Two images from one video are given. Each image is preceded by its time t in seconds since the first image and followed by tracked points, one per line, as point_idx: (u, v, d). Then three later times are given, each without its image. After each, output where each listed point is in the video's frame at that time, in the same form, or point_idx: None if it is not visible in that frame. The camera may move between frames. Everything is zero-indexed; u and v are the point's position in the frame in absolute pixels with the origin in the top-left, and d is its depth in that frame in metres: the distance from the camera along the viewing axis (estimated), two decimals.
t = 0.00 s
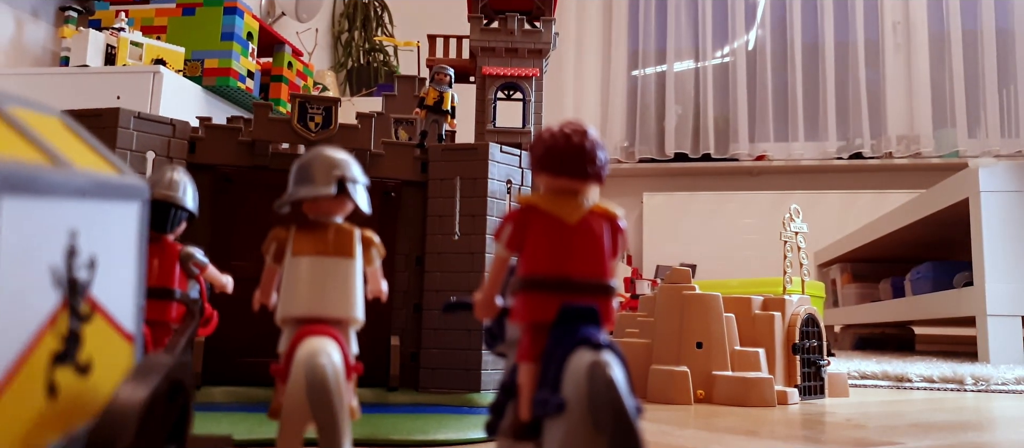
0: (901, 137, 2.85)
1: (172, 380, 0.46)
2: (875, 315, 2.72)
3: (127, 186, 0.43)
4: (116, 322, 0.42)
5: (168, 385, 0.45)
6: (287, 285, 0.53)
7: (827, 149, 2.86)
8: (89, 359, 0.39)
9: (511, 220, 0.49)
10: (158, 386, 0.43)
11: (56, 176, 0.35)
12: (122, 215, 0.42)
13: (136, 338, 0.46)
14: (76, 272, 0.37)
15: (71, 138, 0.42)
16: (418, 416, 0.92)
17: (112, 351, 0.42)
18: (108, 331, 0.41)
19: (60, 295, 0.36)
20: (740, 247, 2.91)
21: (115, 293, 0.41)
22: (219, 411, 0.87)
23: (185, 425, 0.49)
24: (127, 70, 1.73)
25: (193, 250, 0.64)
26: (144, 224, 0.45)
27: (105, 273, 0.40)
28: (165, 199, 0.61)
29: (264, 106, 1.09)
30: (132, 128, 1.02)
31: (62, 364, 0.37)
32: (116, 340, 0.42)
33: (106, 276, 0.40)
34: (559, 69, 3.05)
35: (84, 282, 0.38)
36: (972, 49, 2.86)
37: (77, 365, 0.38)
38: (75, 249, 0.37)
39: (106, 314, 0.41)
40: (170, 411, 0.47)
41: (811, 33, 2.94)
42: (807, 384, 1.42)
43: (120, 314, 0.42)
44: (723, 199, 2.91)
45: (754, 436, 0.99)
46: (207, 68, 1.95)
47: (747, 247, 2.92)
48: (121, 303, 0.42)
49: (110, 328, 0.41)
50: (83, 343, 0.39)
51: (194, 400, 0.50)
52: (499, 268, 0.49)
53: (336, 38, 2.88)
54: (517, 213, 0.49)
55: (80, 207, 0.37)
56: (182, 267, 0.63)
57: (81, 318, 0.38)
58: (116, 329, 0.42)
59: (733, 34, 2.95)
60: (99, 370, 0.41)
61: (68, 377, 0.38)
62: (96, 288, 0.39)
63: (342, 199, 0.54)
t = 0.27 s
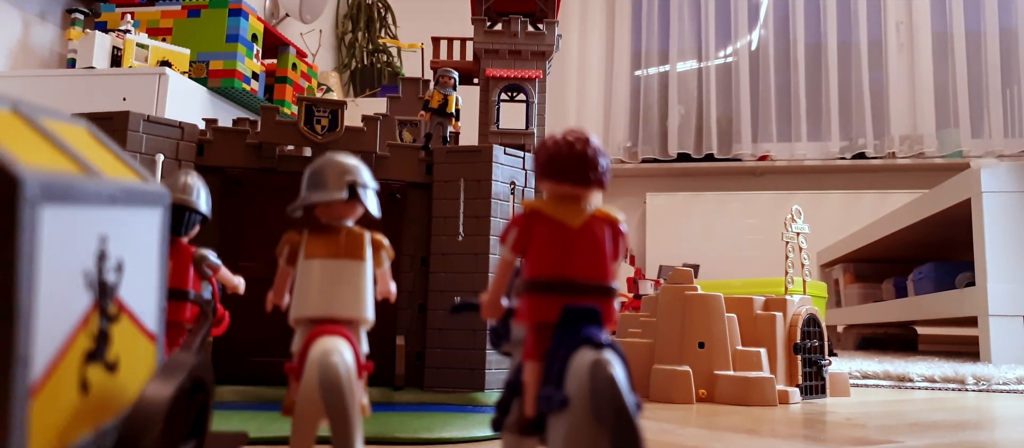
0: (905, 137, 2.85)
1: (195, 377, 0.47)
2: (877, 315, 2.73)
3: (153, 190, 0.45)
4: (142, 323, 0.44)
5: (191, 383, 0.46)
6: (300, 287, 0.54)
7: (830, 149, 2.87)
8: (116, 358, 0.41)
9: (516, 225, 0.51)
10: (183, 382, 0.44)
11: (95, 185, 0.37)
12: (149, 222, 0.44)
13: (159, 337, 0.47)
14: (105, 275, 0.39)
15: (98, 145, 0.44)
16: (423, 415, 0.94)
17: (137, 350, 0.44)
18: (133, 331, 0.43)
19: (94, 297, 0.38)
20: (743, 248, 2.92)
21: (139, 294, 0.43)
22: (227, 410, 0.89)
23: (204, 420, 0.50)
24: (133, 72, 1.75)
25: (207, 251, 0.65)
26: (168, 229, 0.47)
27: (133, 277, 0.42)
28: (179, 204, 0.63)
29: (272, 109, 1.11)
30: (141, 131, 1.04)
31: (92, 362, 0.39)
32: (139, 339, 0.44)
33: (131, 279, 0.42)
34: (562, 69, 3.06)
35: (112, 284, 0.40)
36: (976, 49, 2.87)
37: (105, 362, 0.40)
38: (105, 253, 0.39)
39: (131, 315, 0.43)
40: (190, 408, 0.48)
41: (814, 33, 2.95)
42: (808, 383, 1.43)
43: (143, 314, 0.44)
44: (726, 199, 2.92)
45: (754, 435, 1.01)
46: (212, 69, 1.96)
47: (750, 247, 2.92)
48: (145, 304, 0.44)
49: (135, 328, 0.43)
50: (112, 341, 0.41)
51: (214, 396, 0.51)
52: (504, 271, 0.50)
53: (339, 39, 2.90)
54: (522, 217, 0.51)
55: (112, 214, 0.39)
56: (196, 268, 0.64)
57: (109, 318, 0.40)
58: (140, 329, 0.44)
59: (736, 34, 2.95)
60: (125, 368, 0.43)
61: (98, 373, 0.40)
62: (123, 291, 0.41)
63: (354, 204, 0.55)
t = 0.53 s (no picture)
0: (911, 127, 2.86)
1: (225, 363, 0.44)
2: (875, 304, 2.76)
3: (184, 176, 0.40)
4: (175, 311, 0.41)
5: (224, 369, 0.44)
6: (318, 277, 0.55)
7: (836, 137, 2.88)
8: (154, 344, 0.38)
9: (526, 226, 0.53)
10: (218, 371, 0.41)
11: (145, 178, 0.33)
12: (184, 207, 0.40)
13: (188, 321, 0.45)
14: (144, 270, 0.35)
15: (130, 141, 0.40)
16: (428, 394, 0.97)
17: (172, 338, 0.41)
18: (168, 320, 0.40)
19: (136, 291, 0.34)
20: (744, 234, 2.94)
21: (174, 281, 0.40)
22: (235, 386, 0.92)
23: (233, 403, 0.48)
24: (139, 46, 1.76)
25: (226, 235, 0.64)
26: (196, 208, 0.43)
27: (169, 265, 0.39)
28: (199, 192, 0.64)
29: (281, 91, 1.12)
30: (154, 110, 1.05)
31: (134, 349, 0.35)
32: (170, 324, 0.41)
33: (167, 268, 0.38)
34: (569, 51, 3.05)
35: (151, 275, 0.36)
36: (987, 39, 2.86)
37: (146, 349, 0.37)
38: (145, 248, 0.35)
39: (167, 304, 0.39)
40: (220, 392, 0.46)
41: (825, 19, 2.94)
42: (803, 372, 1.46)
43: (176, 301, 0.41)
44: (729, 185, 2.94)
45: (748, 421, 1.03)
46: (219, 44, 1.96)
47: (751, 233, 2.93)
48: (177, 290, 0.41)
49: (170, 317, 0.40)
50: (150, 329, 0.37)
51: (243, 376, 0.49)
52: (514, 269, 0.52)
53: (345, 15, 2.89)
54: (532, 220, 0.53)
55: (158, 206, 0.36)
56: (214, 252, 0.65)
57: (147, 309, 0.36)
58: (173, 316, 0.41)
59: (746, 19, 2.95)
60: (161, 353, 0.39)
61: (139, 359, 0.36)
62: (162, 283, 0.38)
63: (370, 198, 0.56)
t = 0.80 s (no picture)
0: (910, 102, 2.86)
1: (240, 335, 0.41)
2: (867, 278, 2.79)
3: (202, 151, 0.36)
4: (195, 285, 0.37)
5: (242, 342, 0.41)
6: (328, 249, 0.56)
7: (835, 110, 2.88)
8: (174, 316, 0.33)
9: (531, 206, 0.50)
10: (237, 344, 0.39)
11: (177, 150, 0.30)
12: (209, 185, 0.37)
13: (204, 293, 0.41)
14: (168, 244, 0.31)
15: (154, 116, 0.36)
16: (426, 360, 0.98)
17: (192, 313, 0.38)
18: (186, 294, 0.35)
19: (159, 266, 0.30)
20: (740, 205, 2.96)
21: (193, 255, 0.35)
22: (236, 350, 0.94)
23: (247, 369, 0.45)
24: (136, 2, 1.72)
25: (234, 206, 0.64)
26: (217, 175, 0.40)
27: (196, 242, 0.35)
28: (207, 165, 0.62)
29: (285, 56, 1.13)
30: (156, 73, 1.05)
31: (157, 322, 0.31)
32: (189, 296, 0.37)
33: (188, 242, 0.34)
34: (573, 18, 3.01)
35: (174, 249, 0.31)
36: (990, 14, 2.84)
37: (167, 322, 0.32)
38: (168, 224, 0.30)
39: (187, 277, 0.35)
40: (237, 359, 0.43)
41: None
42: (794, 343, 1.49)
43: (194, 273, 0.36)
44: (727, 157, 2.95)
45: (739, 391, 1.05)
46: (218, 3, 1.92)
47: (748, 205, 2.97)
48: (196, 261, 0.36)
49: (188, 290, 0.36)
50: (171, 301, 0.32)
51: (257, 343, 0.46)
52: (519, 247, 0.50)
53: None
54: (538, 199, 0.50)
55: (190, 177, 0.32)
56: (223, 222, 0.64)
57: (170, 281, 0.32)
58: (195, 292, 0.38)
59: None
60: (180, 323, 0.35)
61: (162, 332, 0.31)
62: (187, 259, 0.35)
63: (381, 174, 0.57)
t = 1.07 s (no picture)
0: (894, 88, 2.89)
1: (242, 317, 0.43)
2: (847, 263, 2.84)
3: (205, 143, 0.38)
4: (198, 269, 0.39)
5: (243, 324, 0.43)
6: (322, 235, 0.58)
7: (820, 96, 2.91)
8: (179, 298, 0.36)
9: (519, 197, 0.51)
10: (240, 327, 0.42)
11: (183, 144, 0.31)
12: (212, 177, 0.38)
13: (206, 277, 0.43)
14: (173, 231, 0.32)
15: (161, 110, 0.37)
16: (413, 340, 1.01)
17: (195, 296, 0.40)
18: (190, 277, 0.37)
19: (166, 252, 0.31)
20: (724, 189, 3.00)
21: (195, 240, 0.37)
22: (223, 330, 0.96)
23: (245, 349, 0.47)
24: None
25: (228, 188, 0.65)
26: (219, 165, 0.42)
27: (198, 231, 0.37)
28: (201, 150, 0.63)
29: (275, 37, 1.13)
30: (145, 52, 1.06)
31: (162, 304, 0.32)
32: (195, 283, 0.39)
33: (191, 231, 0.35)
34: None
35: (178, 235, 0.33)
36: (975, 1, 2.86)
37: (172, 303, 0.34)
38: (173, 213, 0.31)
39: (190, 262, 0.36)
40: (240, 339, 0.45)
41: None
42: (773, 327, 1.52)
43: (196, 257, 0.38)
44: (712, 140, 2.98)
45: (717, 373, 1.09)
46: None
47: (731, 188, 3.01)
48: (198, 247, 0.38)
49: (191, 274, 0.37)
50: (176, 284, 0.34)
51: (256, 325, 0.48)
52: (506, 237, 0.51)
53: None
54: (524, 191, 0.51)
55: (194, 168, 0.34)
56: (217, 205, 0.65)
57: (175, 266, 0.33)
58: (197, 277, 0.40)
59: None
60: (188, 306, 0.39)
61: (168, 312, 0.33)
62: (192, 247, 0.36)
63: (373, 162, 0.59)
